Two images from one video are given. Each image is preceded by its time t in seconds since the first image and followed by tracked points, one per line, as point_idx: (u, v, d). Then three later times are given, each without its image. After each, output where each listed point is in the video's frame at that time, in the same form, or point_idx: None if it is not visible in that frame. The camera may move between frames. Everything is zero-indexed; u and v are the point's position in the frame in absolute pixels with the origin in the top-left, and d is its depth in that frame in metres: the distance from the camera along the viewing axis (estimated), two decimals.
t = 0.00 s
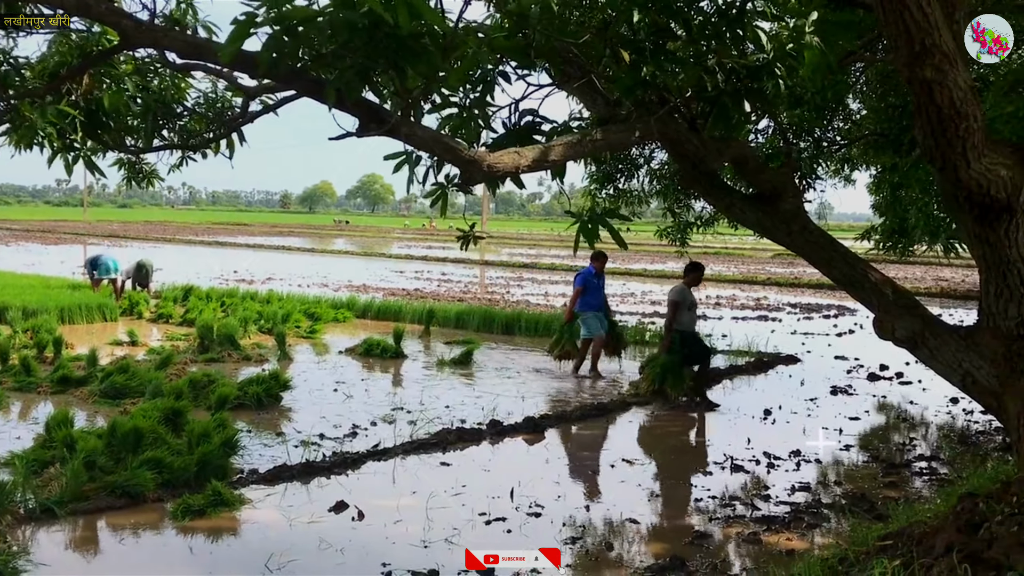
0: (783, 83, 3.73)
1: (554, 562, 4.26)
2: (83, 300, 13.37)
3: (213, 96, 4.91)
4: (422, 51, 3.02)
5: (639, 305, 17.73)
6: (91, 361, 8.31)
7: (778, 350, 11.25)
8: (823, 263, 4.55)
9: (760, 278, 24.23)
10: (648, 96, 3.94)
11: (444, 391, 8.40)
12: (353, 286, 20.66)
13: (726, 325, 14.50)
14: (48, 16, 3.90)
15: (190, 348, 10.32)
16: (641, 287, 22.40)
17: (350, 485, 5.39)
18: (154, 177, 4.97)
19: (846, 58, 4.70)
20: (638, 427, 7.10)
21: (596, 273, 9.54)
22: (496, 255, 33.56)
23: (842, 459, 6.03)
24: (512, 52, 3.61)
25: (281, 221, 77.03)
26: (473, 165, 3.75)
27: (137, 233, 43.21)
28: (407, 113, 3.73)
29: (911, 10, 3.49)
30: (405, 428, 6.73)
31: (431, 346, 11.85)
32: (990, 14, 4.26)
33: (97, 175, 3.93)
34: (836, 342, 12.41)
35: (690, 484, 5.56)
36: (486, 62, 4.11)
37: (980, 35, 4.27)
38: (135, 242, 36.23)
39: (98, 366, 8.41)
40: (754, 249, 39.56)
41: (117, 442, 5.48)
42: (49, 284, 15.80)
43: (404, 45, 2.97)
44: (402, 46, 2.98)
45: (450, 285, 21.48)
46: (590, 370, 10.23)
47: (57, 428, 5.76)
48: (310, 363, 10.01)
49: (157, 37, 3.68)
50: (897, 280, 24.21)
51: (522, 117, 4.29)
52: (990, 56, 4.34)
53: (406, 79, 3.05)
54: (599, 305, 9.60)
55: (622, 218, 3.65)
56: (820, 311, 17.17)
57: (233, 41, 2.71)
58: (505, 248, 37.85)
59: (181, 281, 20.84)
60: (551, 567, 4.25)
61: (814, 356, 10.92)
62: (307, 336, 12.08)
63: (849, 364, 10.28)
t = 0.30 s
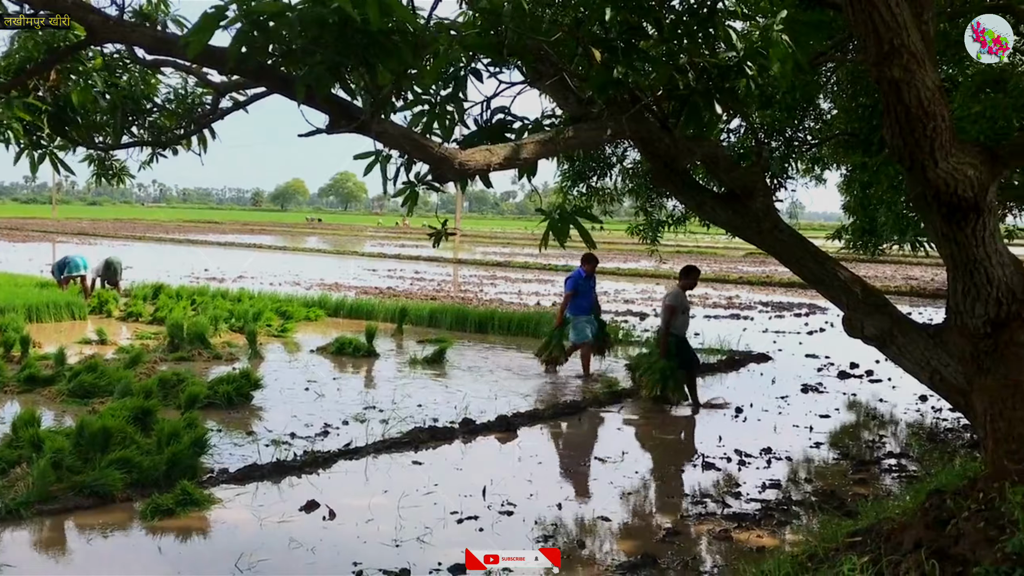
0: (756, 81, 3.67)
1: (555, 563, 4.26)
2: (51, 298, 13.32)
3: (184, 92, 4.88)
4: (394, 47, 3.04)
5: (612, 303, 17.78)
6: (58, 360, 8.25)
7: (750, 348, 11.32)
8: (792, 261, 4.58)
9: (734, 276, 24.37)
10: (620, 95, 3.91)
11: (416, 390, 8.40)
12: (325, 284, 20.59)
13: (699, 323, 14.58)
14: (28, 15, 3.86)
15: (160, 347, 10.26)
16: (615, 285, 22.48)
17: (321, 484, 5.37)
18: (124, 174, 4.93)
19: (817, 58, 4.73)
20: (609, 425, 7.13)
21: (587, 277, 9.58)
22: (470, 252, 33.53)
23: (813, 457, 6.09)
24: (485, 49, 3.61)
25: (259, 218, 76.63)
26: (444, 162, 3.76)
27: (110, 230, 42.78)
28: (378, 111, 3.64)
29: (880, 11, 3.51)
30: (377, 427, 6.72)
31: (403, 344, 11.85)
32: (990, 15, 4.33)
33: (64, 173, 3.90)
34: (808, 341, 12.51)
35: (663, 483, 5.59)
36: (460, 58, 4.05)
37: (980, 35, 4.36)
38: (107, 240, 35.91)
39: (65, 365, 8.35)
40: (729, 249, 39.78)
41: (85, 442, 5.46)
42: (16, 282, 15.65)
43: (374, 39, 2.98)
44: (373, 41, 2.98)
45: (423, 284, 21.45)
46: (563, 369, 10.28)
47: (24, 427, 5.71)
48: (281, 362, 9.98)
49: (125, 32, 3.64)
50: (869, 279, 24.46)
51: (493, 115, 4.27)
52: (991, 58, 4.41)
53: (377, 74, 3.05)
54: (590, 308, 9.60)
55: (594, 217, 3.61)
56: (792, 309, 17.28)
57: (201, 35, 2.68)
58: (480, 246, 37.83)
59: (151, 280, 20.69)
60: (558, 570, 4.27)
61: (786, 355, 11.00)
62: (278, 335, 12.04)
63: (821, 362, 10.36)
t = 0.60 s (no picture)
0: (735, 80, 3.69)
1: (554, 562, 4.26)
2: (29, 296, 13.24)
3: (162, 90, 4.86)
4: (375, 46, 2.99)
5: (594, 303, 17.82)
6: (35, 359, 8.20)
7: (731, 348, 11.38)
8: (773, 261, 4.61)
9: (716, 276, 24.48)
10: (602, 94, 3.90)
11: (397, 389, 8.40)
12: (306, 283, 20.56)
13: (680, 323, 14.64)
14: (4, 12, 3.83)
15: (139, 345, 10.22)
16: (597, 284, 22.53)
17: (301, 484, 5.36)
18: (102, 172, 4.91)
19: (797, 60, 4.76)
20: (589, 424, 7.14)
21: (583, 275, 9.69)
22: (453, 251, 33.48)
23: (793, 456, 6.12)
24: (466, 48, 3.59)
25: (244, 216, 76.31)
26: (424, 161, 3.75)
27: (92, 228, 42.44)
28: (359, 109, 3.62)
29: (859, 13, 3.53)
30: (358, 426, 6.71)
31: (384, 343, 11.84)
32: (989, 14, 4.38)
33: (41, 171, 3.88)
34: (788, 341, 12.59)
35: (644, 482, 5.61)
36: (442, 57, 4.06)
37: (980, 35, 4.42)
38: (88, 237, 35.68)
39: (43, 364, 8.30)
40: (712, 249, 39.94)
41: (64, 441, 5.44)
42: None
43: (356, 38, 2.95)
44: (355, 40, 2.95)
45: (404, 283, 21.43)
46: (544, 368, 10.30)
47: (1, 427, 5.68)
48: (262, 360, 9.96)
49: (103, 29, 3.61)
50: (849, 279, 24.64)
51: (474, 114, 4.27)
52: (991, 58, 4.46)
53: (358, 73, 3.02)
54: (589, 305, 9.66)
55: (573, 215, 3.61)
56: (773, 309, 17.37)
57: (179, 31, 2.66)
58: (463, 245, 37.84)
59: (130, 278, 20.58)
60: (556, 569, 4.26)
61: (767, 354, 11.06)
62: (258, 334, 12.02)
63: (801, 362, 10.43)
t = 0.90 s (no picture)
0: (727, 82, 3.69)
1: (554, 563, 4.33)
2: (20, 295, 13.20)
3: (154, 93, 4.85)
4: (367, 45, 2.96)
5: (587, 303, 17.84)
6: (26, 358, 8.19)
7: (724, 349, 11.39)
8: (765, 262, 4.61)
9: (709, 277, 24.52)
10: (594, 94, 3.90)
11: (389, 389, 8.40)
12: (298, 282, 20.54)
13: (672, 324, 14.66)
14: None
15: (131, 345, 10.20)
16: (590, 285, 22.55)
17: (293, 484, 5.36)
18: (93, 176, 4.90)
19: (790, 61, 4.77)
20: (581, 425, 7.15)
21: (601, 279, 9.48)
22: (444, 251, 33.47)
23: (785, 456, 6.14)
24: (458, 48, 3.59)
25: (238, 215, 76.20)
26: (417, 161, 3.73)
27: (84, 227, 42.29)
28: (351, 108, 3.62)
29: (852, 14, 3.54)
30: (350, 426, 6.71)
31: (376, 343, 11.83)
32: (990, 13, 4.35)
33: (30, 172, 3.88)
34: (780, 341, 12.60)
35: (636, 483, 5.62)
36: (434, 57, 4.05)
37: (980, 35, 4.40)
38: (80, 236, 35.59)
39: (34, 363, 8.29)
40: (705, 250, 39.98)
41: (55, 441, 5.42)
42: None
43: (349, 38, 2.92)
44: (348, 41, 2.93)
45: (397, 283, 21.41)
46: (537, 369, 10.30)
47: None
48: (253, 360, 9.95)
49: (95, 27, 3.55)
50: (842, 280, 24.71)
51: (467, 113, 4.27)
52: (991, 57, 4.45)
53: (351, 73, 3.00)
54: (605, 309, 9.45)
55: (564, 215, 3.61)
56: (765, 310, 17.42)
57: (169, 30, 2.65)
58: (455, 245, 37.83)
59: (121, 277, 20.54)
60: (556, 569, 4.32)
61: (759, 355, 11.08)
62: (251, 334, 12.00)
63: (793, 362, 10.44)
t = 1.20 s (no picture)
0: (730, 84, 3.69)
1: (554, 562, 4.31)
2: (25, 296, 13.24)
3: (157, 97, 4.86)
4: (371, 48, 2.95)
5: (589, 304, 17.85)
6: (31, 359, 8.21)
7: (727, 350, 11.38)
8: (768, 263, 4.61)
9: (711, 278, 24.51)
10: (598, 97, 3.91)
11: (392, 390, 8.40)
12: (301, 283, 20.56)
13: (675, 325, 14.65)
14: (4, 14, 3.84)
15: (135, 346, 10.22)
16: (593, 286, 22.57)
17: (298, 485, 5.37)
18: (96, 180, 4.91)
19: (794, 64, 4.77)
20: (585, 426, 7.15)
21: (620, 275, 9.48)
22: (445, 252, 33.50)
23: (788, 458, 6.14)
24: (461, 49, 3.59)
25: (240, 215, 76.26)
26: (421, 162, 3.74)
27: (87, 228, 42.36)
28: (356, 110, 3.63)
29: (856, 16, 3.55)
30: (354, 427, 6.71)
31: (379, 344, 11.84)
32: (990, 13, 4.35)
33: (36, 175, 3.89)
34: (783, 343, 12.59)
35: (639, 484, 5.62)
36: (438, 59, 4.05)
37: (980, 35, 4.40)
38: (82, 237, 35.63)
39: (38, 364, 8.30)
40: (707, 251, 40.01)
41: (60, 441, 5.43)
42: None
43: (353, 40, 2.92)
44: (353, 43, 2.92)
45: (399, 284, 21.42)
46: (540, 370, 10.29)
47: None
48: (257, 361, 9.97)
49: (99, 29, 3.56)
50: (844, 281, 24.71)
51: (471, 115, 4.27)
52: (992, 57, 4.46)
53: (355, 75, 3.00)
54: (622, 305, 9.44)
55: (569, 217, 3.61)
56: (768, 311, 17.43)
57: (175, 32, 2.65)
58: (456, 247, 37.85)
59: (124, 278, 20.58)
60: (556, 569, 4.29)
61: (762, 357, 11.07)
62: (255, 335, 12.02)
63: (796, 364, 10.44)
